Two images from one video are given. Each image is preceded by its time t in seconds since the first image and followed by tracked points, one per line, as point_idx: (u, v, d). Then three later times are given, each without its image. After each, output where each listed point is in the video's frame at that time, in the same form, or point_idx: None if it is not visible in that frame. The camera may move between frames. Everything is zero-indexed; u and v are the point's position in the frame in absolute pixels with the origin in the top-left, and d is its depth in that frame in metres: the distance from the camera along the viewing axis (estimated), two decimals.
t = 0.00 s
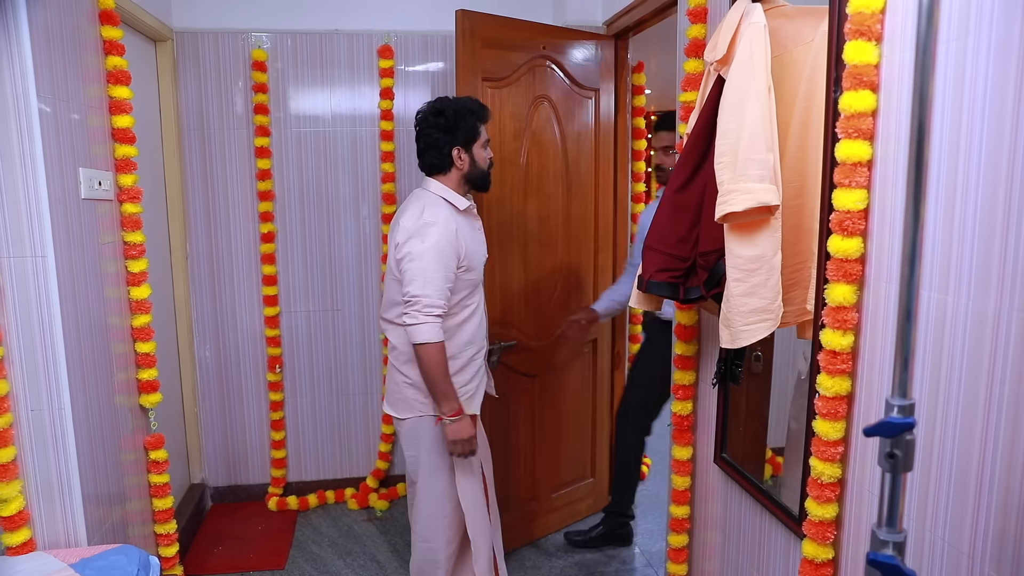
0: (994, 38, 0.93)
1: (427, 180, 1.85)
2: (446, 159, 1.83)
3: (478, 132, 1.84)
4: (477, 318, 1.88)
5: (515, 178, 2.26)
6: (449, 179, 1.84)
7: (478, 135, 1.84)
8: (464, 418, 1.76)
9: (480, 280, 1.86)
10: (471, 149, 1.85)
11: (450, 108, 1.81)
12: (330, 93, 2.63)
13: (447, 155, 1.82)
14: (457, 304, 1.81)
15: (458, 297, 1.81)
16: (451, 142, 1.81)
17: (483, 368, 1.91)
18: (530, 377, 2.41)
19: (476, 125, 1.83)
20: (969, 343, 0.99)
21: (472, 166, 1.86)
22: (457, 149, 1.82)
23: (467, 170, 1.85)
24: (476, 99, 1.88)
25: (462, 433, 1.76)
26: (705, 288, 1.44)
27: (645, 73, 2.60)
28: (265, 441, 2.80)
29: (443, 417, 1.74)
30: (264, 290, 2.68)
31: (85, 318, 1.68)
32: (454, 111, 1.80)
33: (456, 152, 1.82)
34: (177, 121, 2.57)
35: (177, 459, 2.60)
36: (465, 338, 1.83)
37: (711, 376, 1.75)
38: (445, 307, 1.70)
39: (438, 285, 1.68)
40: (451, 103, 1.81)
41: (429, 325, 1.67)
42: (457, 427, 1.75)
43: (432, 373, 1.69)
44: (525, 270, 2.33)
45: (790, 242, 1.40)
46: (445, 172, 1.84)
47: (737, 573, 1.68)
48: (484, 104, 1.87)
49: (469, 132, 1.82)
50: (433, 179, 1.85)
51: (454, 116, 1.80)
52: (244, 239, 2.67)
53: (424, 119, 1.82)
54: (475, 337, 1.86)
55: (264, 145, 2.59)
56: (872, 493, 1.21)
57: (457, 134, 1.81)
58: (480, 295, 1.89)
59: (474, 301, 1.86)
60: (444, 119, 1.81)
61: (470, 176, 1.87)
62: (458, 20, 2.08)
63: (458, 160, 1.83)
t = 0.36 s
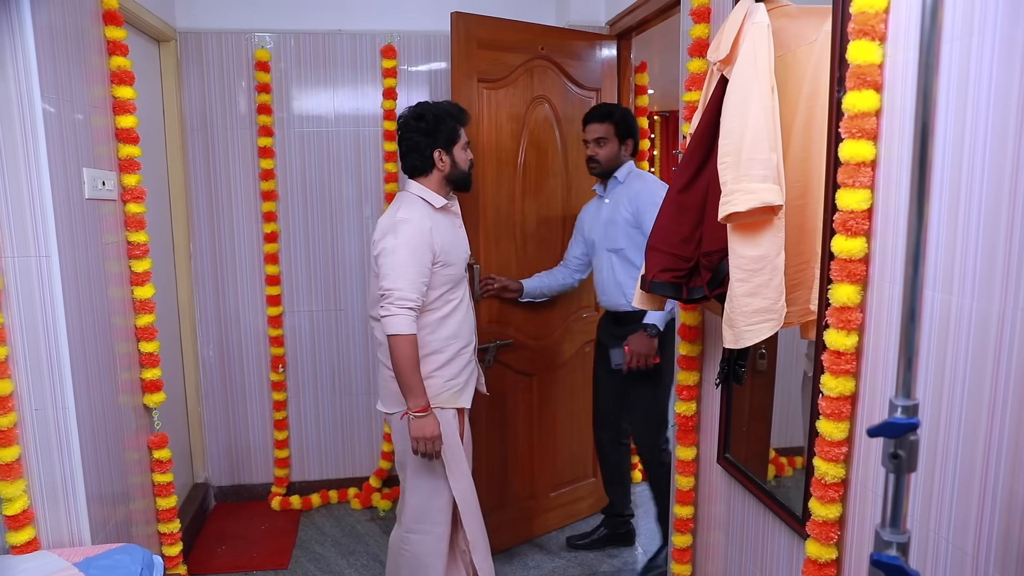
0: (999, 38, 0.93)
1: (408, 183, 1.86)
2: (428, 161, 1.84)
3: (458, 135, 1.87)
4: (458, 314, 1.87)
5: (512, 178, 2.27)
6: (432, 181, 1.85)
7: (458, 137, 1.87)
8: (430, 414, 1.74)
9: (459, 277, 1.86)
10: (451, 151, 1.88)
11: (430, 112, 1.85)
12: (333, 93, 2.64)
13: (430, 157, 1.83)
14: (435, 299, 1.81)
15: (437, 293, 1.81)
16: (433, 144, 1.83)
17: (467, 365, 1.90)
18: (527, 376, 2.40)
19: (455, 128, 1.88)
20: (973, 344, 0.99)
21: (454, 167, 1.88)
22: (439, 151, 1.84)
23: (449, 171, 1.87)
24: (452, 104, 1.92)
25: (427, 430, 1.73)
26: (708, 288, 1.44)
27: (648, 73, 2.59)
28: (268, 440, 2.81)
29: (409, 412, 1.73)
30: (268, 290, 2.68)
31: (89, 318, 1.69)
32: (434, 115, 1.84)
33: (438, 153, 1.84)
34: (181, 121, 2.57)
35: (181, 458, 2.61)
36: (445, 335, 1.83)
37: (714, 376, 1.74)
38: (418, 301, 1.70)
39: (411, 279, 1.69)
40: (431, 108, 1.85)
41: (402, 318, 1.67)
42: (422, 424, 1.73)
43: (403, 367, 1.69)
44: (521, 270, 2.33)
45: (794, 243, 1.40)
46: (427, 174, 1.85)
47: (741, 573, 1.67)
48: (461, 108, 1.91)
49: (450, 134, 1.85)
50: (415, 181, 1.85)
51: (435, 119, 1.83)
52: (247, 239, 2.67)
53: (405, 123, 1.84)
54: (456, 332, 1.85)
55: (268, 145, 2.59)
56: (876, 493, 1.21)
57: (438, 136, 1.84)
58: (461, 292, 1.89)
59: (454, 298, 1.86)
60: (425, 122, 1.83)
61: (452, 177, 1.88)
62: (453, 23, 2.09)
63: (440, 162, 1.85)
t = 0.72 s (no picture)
0: (1016, 36, 0.92)
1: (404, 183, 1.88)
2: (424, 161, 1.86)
3: (452, 135, 1.87)
4: (447, 311, 1.88)
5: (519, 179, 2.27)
6: (426, 181, 1.87)
7: (453, 137, 1.88)
8: (417, 406, 1.75)
9: (448, 274, 1.87)
10: (446, 151, 1.88)
11: (426, 113, 1.85)
12: (344, 94, 2.64)
13: (424, 157, 1.85)
14: (423, 296, 1.82)
15: (425, 289, 1.82)
16: (428, 145, 1.84)
17: (456, 361, 1.91)
18: (536, 376, 2.41)
19: (450, 128, 1.88)
20: (988, 344, 0.98)
21: (449, 167, 1.88)
22: (434, 151, 1.85)
23: (443, 171, 1.88)
24: (449, 103, 1.91)
25: (415, 420, 1.75)
26: (720, 288, 1.44)
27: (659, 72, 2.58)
28: (279, 439, 2.82)
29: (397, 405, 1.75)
30: (279, 289, 2.69)
31: (103, 316, 1.70)
32: (430, 116, 1.84)
33: (432, 154, 1.85)
34: (193, 121, 2.59)
35: (192, 456, 2.62)
36: (433, 330, 1.84)
37: (724, 376, 1.74)
38: (404, 298, 1.72)
39: (398, 276, 1.71)
40: (427, 108, 1.85)
41: (387, 314, 1.69)
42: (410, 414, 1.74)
43: (389, 361, 1.71)
44: (529, 270, 2.33)
45: (806, 243, 1.39)
46: (423, 174, 1.87)
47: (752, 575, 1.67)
48: (458, 109, 1.90)
49: (445, 134, 1.85)
50: (410, 180, 1.87)
51: (429, 120, 1.84)
52: (258, 239, 2.68)
53: (400, 124, 1.85)
54: (443, 329, 1.86)
55: (279, 145, 2.60)
56: (890, 496, 1.20)
57: (433, 137, 1.85)
58: (450, 290, 1.89)
59: (443, 295, 1.87)
60: (419, 123, 1.84)
61: (448, 176, 1.90)
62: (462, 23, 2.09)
63: (435, 162, 1.87)
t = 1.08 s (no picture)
0: None
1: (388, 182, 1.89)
2: (401, 159, 1.85)
3: (430, 132, 1.84)
4: (435, 313, 1.88)
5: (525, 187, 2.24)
6: (406, 179, 1.86)
7: (431, 134, 1.84)
8: (404, 412, 1.76)
9: (435, 277, 1.86)
10: (425, 148, 1.86)
11: (402, 109, 1.83)
12: (353, 93, 2.65)
13: (400, 155, 1.84)
14: (409, 300, 1.82)
15: (410, 293, 1.82)
16: (404, 143, 1.83)
17: (446, 365, 1.90)
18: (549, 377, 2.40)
19: (429, 123, 1.84)
20: (1000, 345, 0.98)
21: (427, 164, 1.86)
22: (410, 149, 1.84)
23: (423, 168, 1.86)
24: (432, 100, 1.89)
25: (402, 428, 1.75)
26: (729, 288, 1.44)
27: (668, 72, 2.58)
28: (288, 437, 2.83)
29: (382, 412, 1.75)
30: (288, 289, 2.70)
31: (114, 315, 1.71)
32: (406, 112, 1.82)
33: (408, 151, 1.84)
34: (203, 121, 2.60)
35: (202, 454, 2.64)
36: (420, 334, 1.84)
37: (732, 377, 1.73)
38: (387, 302, 1.72)
39: (381, 281, 1.72)
40: (403, 105, 1.83)
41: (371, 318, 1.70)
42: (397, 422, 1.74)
43: (375, 367, 1.73)
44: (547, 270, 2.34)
45: (816, 242, 1.39)
46: (402, 172, 1.86)
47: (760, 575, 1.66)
48: (438, 104, 1.87)
49: (420, 132, 1.83)
50: (392, 180, 1.88)
51: (404, 116, 1.82)
52: (268, 239, 2.69)
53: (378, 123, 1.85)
54: (431, 332, 1.86)
55: (288, 145, 2.61)
56: (900, 497, 1.19)
57: (409, 135, 1.83)
58: (439, 292, 1.89)
59: (431, 298, 1.87)
60: (395, 121, 1.83)
61: (427, 175, 1.87)
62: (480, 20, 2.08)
63: (412, 159, 1.85)
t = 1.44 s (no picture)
0: None
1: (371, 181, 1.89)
2: (381, 158, 1.85)
3: (411, 130, 1.82)
4: (412, 321, 1.85)
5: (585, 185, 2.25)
6: (386, 179, 1.86)
7: (411, 132, 1.82)
8: (370, 423, 1.74)
9: (412, 283, 1.84)
10: (406, 147, 1.84)
11: (383, 106, 1.83)
12: (365, 93, 2.66)
13: (380, 152, 1.84)
14: (382, 307, 1.81)
15: (382, 299, 1.80)
16: (383, 140, 1.83)
17: (426, 374, 1.88)
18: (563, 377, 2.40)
19: (410, 120, 1.83)
20: (1016, 345, 0.97)
21: (408, 163, 1.84)
22: (389, 147, 1.83)
23: (403, 168, 1.85)
24: (418, 97, 1.87)
25: (366, 439, 1.74)
26: (741, 287, 1.43)
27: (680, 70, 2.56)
28: (300, 435, 2.84)
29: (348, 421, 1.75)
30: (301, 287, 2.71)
31: (128, 314, 1.72)
32: (385, 110, 1.82)
33: (388, 149, 1.83)
34: (216, 120, 2.61)
35: (214, 451, 2.65)
36: (394, 341, 1.82)
37: (745, 377, 1.72)
38: (352, 310, 1.71)
39: (346, 288, 1.70)
40: (384, 102, 1.83)
41: (334, 326, 1.70)
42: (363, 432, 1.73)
43: (340, 375, 1.71)
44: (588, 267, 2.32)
45: (829, 241, 1.38)
46: (383, 171, 1.87)
47: None
48: (422, 101, 1.84)
49: (400, 129, 1.82)
50: (374, 180, 1.88)
51: (384, 114, 1.82)
52: (281, 238, 2.71)
53: (361, 120, 1.86)
54: (405, 340, 1.84)
55: (300, 143, 2.62)
56: (914, 498, 1.18)
57: (389, 132, 1.82)
58: (417, 299, 1.86)
59: (408, 305, 1.84)
60: (376, 119, 1.83)
61: (408, 174, 1.85)
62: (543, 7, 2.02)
63: (392, 158, 1.84)
